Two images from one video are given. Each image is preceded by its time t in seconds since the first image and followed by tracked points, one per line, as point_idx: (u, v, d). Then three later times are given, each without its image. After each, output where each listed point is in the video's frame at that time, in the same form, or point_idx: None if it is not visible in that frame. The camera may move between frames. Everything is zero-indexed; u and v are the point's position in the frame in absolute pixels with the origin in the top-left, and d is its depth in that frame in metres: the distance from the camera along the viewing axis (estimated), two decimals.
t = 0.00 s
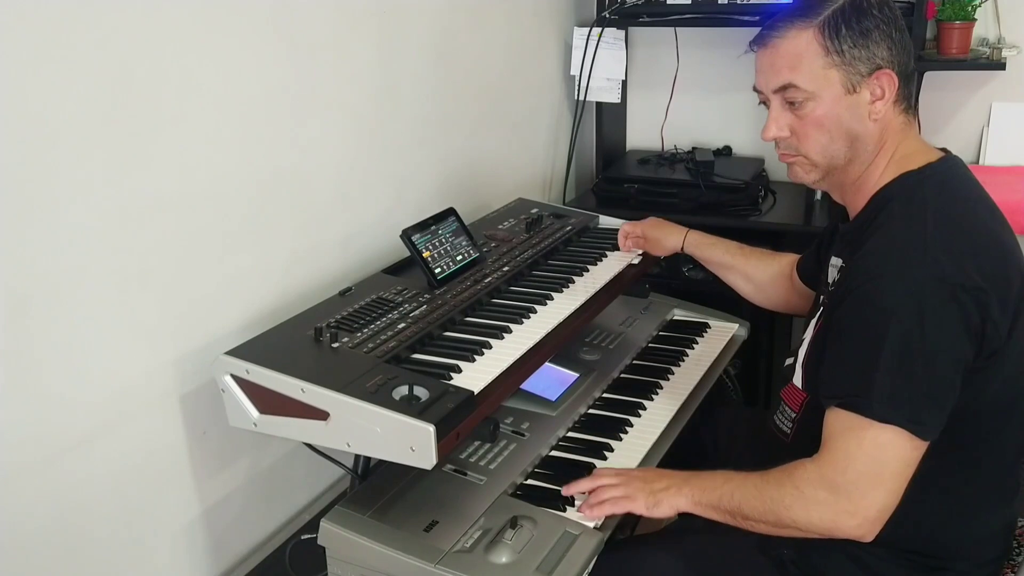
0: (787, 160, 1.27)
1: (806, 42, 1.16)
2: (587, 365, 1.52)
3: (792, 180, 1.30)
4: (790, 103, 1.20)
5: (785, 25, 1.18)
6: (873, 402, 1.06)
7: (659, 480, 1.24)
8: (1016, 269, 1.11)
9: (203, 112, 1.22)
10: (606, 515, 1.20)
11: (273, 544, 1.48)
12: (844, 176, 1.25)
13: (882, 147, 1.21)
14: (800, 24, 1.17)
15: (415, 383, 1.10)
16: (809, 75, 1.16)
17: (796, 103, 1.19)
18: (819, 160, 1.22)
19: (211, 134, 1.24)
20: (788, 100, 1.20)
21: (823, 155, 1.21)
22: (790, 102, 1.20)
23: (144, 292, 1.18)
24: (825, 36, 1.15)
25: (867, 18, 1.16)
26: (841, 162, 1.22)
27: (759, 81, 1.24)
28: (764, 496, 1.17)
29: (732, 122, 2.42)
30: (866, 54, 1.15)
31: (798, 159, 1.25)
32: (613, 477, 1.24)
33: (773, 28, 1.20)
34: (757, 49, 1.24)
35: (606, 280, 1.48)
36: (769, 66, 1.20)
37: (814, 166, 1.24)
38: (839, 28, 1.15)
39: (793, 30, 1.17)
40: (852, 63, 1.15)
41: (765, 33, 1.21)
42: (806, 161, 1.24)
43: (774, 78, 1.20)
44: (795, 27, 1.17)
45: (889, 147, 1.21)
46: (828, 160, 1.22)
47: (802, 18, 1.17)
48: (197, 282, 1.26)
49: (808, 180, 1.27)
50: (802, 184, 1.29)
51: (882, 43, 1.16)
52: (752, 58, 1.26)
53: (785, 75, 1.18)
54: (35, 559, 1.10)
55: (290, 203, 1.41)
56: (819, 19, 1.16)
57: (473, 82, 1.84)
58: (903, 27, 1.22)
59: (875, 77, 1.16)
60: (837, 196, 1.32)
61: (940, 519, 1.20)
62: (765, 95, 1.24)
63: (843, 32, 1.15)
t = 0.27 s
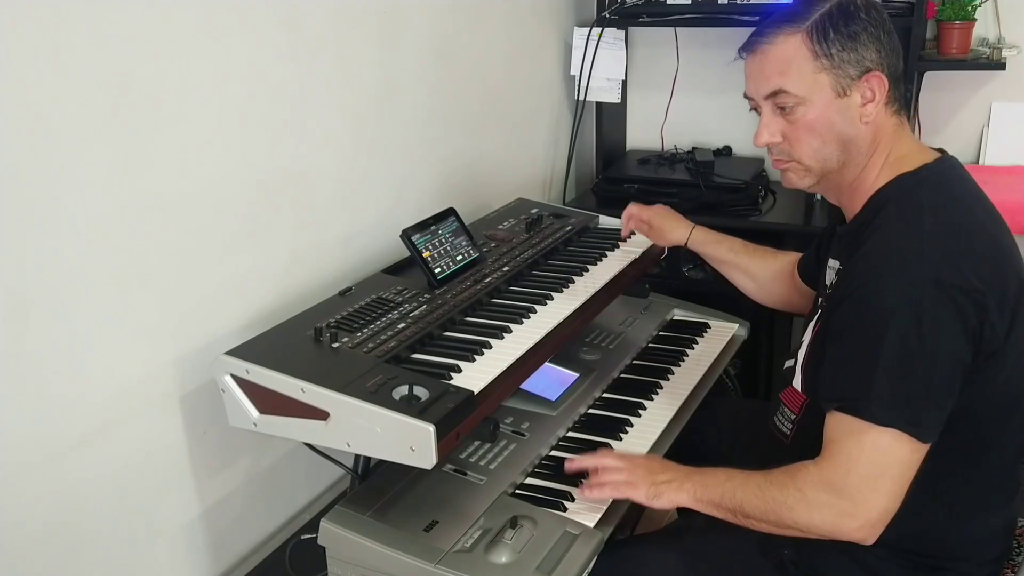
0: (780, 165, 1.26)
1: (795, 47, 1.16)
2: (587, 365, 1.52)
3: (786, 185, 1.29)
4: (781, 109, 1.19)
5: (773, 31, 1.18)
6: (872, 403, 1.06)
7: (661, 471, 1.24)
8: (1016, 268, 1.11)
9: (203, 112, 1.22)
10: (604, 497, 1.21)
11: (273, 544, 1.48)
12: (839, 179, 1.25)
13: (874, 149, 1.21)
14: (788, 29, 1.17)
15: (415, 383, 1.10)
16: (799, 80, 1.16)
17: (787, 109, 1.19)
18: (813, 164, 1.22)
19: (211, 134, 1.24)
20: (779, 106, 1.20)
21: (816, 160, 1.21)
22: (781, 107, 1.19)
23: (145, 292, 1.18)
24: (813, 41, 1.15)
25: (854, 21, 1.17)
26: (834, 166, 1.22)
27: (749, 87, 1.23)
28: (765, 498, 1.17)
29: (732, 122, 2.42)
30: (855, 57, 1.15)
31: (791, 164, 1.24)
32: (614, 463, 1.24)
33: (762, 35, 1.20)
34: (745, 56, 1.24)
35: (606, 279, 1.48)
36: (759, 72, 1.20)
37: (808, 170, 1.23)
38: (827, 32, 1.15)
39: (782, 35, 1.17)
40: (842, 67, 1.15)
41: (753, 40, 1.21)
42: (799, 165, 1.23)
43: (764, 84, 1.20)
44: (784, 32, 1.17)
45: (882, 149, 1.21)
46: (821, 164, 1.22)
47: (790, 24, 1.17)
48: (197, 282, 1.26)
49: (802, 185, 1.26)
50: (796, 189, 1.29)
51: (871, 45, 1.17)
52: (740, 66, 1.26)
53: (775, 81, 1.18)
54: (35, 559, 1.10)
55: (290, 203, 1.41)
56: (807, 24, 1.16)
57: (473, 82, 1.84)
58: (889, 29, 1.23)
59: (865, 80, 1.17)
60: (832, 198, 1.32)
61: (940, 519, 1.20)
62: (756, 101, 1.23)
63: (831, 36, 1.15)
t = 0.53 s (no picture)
0: (776, 160, 1.26)
1: (799, 43, 1.16)
2: (587, 365, 1.52)
3: (780, 181, 1.29)
4: (781, 103, 1.19)
5: (780, 24, 1.18)
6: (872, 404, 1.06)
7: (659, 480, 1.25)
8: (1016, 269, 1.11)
9: (203, 112, 1.22)
10: (607, 510, 1.20)
11: (273, 544, 1.48)
12: (833, 179, 1.25)
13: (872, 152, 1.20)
14: (795, 24, 1.16)
15: (415, 383, 1.10)
16: (801, 76, 1.16)
17: (787, 104, 1.19)
18: (808, 162, 1.22)
19: (212, 134, 1.24)
20: (779, 101, 1.20)
21: (811, 158, 1.21)
22: (781, 102, 1.19)
23: (145, 292, 1.18)
24: (818, 38, 1.15)
25: (862, 21, 1.16)
26: (830, 165, 1.22)
27: (751, 79, 1.24)
28: (765, 502, 1.17)
29: (732, 122, 2.42)
30: (860, 58, 1.15)
31: (787, 160, 1.24)
32: (614, 473, 1.24)
33: (769, 27, 1.20)
34: (752, 48, 1.24)
35: (606, 279, 1.48)
36: (762, 65, 1.20)
37: (802, 168, 1.24)
38: (833, 30, 1.15)
39: (788, 29, 1.17)
40: (845, 66, 1.15)
41: (760, 32, 1.21)
42: (795, 162, 1.24)
43: (767, 78, 1.20)
44: (791, 27, 1.17)
45: (880, 153, 1.21)
46: (816, 162, 1.22)
47: (797, 18, 1.17)
48: (197, 282, 1.26)
49: (796, 181, 1.27)
50: (790, 185, 1.29)
51: (877, 47, 1.16)
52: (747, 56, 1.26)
53: (777, 75, 1.18)
54: (35, 559, 1.10)
55: (290, 203, 1.41)
56: (814, 20, 1.15)
57: (473, 82, 1.84)
58: (900, 31, 1.21)
59: (867, 82, 1.16)
60: (829, 197, 1.32)
61: (940, 519, 1.21)
62: (757, 94, 1.23)
63: (838, 34, 1.15)
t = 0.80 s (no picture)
0: (782, 146, 1.27)
1: (824, 29, 1.16)
2: (587, 365, 1.52)
3: (783, 169, 1.30)
4: (795, 88, 1.20)
5: (808, 6, 1.18)
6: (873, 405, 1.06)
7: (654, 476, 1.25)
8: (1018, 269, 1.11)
9: (203, 112, 1.22)
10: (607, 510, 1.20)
11: (273, 544, 1.48)
12: (835, 173, 1.25)
13: (879, 150, 1.20)
14: (822, 8, 1.16)
15: (415, 383, 1.10)
16: (818, 62, 1.16)
17: (801, 89, 1.19)
18: (812, 152, 1.22)
19: (212, 135, 1.24)
20: (794, 85, 1.20)
21: (816, 148, 1.22)
22: (795, 86, 1.20)
23: (145, 292, 1.18)
24: (843, 27, 1.15)
25: (890, 16, 1.15)
26: (833, 158, 1.22)
27: (770, 60, 1.24)
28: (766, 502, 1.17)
29: (732, 122, 2.42)
30: (880, 53, 1.15)
31: (792, 147, 1.25)
32: (614, 474, 1.24)
33: (796, 9, 1.20)
34: (777, 28, 1.25)
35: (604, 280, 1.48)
36: (783, 46, 1.21)
37: (806, 157, 1.24)
38: (858, 21, 1.14)
39: (814, 13, 1.17)
40: (864, 59, 1.15)
41: (787, 12, 1.21)
42: (799, 150, 1.24)
43: (785, 59, 1.20)
44: (817, 11, 1.17)
45: (887, 151, 1.21)
46: (820, 153, 1.22)
47: (825, 3, 1.17)
48: (196, 282, 1.26)
49: (797, 172, 1.27)
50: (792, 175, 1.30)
51: (899, 45, 1.15)
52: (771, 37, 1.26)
53: (796, 58, 1.18)
54: (35, 559, 1.10)
55: (290, 203, 1.41)
56: (842, 6, 1.15)
57: (473, 82, 1.84)
58: (926, 35, 1.21)
59: (883, 79, 1.16)
60: (830, 193, 1.32)
61: (940, 519, 1.20)
62: (774, 76, 1.24)
63: (863, 26, 1.15)
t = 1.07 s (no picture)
0: (796, 136, 1.28)
1: (846, 22, 1.16)
2: (587, 365, 1.52)
3: (794, 160, 1.31)
4: (813, 79, 1.21)
5: None
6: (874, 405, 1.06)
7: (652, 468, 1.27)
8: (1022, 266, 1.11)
9: (203, 112, 1.22)
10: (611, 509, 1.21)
11: (272, 544, 1.48)
12: (846, 168, 1.26)
13: (892, 149, 1.21)
14: None
15: (415, 383, 1.10)
16: (837, 54, 1.17)
17: (818, 81, 1.20)
18: (824, 144, 1.23)
19: (211, 134, 1.24)
20: (812, 75, 1.21)
21: (829, 140, 1.23)
22: (813, 77, 1.21)
23: (145, 292, 1.18)
24: (866, 21, 1.15)
25: (914, 15, 1.15)
26: (845, 152, 1.23)
27: (792, 48, 1.25)
28: (775, 494, 1.17)
29: (732, 122, 2.42)
30: (900, 51, 1.15)
31: (805, 139, 1.26)
32: (616, 471, 1.25)
33: None
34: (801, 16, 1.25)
35: (605, 280, 1.48)
36: (805, 35, 1.21)
37: (818, 149, 1.25)
38: (881, 17, 1.14)
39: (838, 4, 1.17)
40: (883, 56, 1.15)
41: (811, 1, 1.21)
42: (812, 142, 1.25)
43: (805, 49, 1.21)
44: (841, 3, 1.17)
45: (900, 150, 1.21)
46: (832, 146, 1.23)
47: None
48: (196, 282, 1.25)
49: (807, 164, 1.28)
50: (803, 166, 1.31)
51: (920, 45, 1.15)
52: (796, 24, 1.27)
53: (815, 49, 1.19)
54: (35, 559, 1.10)
55: (290, 203, 1.41)
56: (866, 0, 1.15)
57: (473, 82, 1.84)
58: (952, 37, 1.20)
59: (901, 78, 1.16)
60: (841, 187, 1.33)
61: (940, 519, 1.21)
62: (794, 64, 1.25)
63: (885, 23, 1.14)
